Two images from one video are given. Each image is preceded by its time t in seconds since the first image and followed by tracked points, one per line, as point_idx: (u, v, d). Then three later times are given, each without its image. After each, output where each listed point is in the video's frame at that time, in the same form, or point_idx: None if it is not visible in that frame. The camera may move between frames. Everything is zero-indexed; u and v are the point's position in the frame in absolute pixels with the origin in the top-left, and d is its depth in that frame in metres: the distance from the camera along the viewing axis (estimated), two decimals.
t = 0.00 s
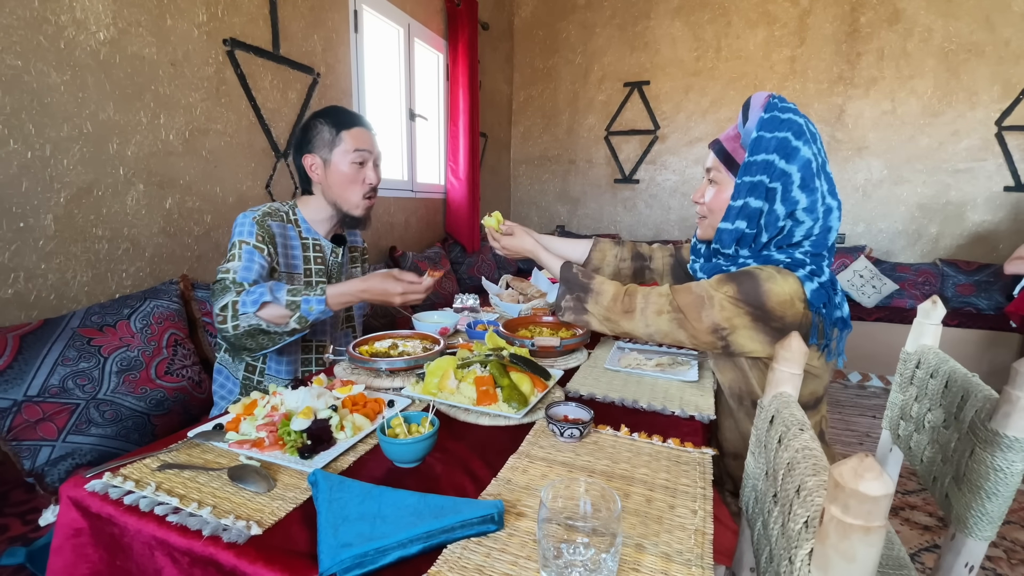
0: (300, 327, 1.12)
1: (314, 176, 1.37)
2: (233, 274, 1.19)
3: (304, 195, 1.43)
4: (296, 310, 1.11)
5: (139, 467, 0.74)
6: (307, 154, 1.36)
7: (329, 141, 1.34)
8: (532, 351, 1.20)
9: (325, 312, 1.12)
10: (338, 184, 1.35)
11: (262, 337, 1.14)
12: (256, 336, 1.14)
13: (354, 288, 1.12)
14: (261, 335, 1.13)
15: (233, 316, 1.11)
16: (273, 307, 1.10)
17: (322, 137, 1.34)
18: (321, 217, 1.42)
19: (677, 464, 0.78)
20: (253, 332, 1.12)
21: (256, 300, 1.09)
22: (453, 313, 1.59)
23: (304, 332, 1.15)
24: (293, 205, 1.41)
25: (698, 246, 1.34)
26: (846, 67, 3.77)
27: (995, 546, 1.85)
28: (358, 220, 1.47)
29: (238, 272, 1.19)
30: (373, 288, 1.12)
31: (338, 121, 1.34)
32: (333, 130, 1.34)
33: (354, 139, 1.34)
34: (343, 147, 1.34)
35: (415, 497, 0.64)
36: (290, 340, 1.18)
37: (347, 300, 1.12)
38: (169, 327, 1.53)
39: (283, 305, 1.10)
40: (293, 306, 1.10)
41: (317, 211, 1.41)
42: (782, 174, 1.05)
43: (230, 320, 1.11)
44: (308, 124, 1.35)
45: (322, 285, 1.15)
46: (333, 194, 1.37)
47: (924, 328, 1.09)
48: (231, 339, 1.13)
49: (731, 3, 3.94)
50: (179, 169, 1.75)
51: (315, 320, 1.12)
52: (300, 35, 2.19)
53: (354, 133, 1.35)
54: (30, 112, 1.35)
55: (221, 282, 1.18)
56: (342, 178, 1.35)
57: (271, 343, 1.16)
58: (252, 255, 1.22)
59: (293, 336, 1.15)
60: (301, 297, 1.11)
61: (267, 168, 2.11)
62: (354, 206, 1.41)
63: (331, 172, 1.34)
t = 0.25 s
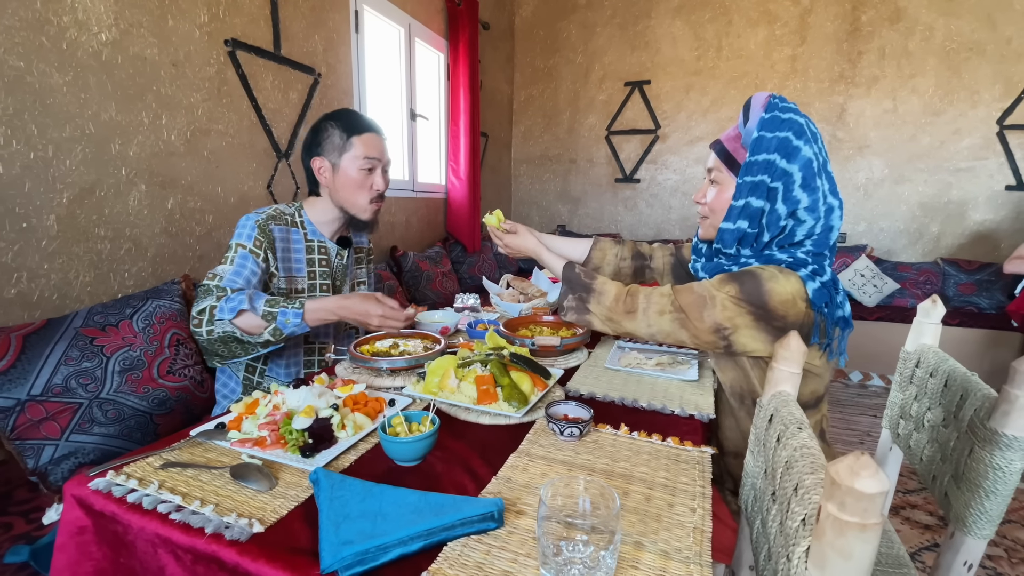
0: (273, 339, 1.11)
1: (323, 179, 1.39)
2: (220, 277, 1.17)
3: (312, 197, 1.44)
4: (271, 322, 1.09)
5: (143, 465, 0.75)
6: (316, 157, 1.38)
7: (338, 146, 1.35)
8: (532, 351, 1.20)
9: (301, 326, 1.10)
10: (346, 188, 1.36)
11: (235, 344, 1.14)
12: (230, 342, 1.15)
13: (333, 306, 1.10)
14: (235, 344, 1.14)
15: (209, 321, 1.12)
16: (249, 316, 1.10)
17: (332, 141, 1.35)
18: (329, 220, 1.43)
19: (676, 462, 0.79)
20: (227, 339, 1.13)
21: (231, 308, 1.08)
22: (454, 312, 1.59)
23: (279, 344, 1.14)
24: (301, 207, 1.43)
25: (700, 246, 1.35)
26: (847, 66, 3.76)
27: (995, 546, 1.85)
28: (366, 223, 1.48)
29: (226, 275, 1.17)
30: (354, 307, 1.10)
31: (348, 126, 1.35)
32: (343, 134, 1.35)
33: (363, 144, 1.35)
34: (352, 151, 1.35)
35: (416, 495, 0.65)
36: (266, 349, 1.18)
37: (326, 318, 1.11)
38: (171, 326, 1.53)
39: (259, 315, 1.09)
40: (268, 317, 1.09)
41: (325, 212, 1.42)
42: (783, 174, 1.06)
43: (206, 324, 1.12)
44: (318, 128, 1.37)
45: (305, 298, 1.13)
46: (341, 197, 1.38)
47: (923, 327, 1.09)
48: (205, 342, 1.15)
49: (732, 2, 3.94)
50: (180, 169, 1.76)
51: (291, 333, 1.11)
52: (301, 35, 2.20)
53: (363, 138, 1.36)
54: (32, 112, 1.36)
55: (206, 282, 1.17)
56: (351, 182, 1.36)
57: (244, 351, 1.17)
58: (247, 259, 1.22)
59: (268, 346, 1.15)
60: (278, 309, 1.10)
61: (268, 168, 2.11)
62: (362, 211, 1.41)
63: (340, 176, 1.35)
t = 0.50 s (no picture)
0: (266, 340, 1.11)
1: (325, 181, 1.39)
2: (218, 275, 1.17)
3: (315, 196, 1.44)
4: (266, 323, 1.10)
5: (146, 464, 0.75)
6: (322, 158, 1.37)
7: (344, 152, 1.34)
8: (534, 350, 1.21)
9: (295, 330, 1.11)
10: (344, 194, 1.36)
11: (227, 345, 1.14)
12: (223, 342, 1.14)
13: (325, 316, 1.09)
14: (228, 346, 1.14)
15: (203, 319, 1.11)
16: (245, 315, 1.10)
17: (340, 147, 1.34)
18: (327, 223, 1.43)
19: (677, 461, 0.79)
20: (220, 339, 1.12)
21: (226, 307, 1.08)
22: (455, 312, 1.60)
23: (272, 346, 1.14)
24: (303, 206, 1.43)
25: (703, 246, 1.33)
26: (848, 65, 3.76)
27: (996, 545, 1.85)
28: (361, 229, 1.47)
29: (224, 275, 1.17)
30: (346, 318, 1.09)
31: (359, 134, 1.34)
32: (353, 142, 1.33)
33: (369, 156, 1.33)
34: (357, 160, 1.33)
35: (418, 493, 0.65)
36: (258, 353, 1.18)
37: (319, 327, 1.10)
38: (173, 326, 1.54)
39: (254, 316, 1.10)
40: (263, 318, 1.10)
41: (323, 216, 1.41)
42: (784, 171, 1.04)
43: (200, 323, 1.11)
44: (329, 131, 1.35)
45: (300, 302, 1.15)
46: (338, 201, 1.38)
47: (924, 326, 1.09)
48: (198, 341, 1.14)
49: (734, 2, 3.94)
50: (182, 169, 1.76)
51: (284, 335, 1.11)
52: (302, 35, 2.20)
53: (371, 149, 1.34)
54: (35, 113, 1.37)
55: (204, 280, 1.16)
56: (351, 190, 1.35)
57: (235, 353, 1.16)
58: (249, 259, 1.22)
59: (259, 350, 1.15)
60: (272, 312, 1.10)
61: (270, 168, 2.12)
62: (358, 217, 1.41)
63: (341, 182, 1.35)
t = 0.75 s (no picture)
0: (269, 344, 1.11)
1: (334, 182, 1.39)
2: (223, 279, 1.18)
3: (323, 200, 1.44)
4: (271, 327, 1.11)
5: (148, 463, 0.75)
6: (327, 160, 1.37)
7: (350, 150, 1.34)
8: (535, 349, 1.21)
9: (299, 335, 1.11)
10: (357, 194, 1.36)
11: (230, 349, 1.14)
12: (225, 346, 1.14)
13: (326, 317, 1.10)
14: (231, 348, 1.14)
15: (207, 322, 1.11)
16: (249, 319, 1.10)
17: (344, 146, 1.34)
18: (339, 224, 1.43)
19: (678, 459, 0.79)
20: (222, 342, 1.12)
21: (231, 310, 1.09)
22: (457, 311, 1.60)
23: (275, 351, 1.13)
24: (312, 210, 1.42)
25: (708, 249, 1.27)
26: (850, 64, 3.75)
27: (998, 544, 1.85)
28: (376, 226, 1.48)
29: (229, 278, 1.18)
30: (347, 322, 1.09)
31: (361, 131, 1.35)
32: (357, 139, 1.34)
33: (376, 149, 1.34)
34: (365, 155, 1.34)
35: (419, 491, 0.65)
36: (260, 358, 1.17)
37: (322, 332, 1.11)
38: (175, 326, 1.54)
39: (260, 319, 1.11)
40: (268, 322, 1.10)
41: (339, 215, 1.42)
42: (786, 170, 1.00)
43: (203, 325, 1.11)
44: (330, 132, 1.36)
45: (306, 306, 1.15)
46: (352, 199, 1.38)
47: (925, 325, 1.09)
48: (201, 343, 1.14)
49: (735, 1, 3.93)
50: (185, 169, 1.77)
51: (286, 339, 1.11)
52: (303, 35, 2.20)
53: (377, 143, 1.35)
54: (38, 113, 1.37)
55: (209, 283, 1.17)
56: (363, 188, 1.36)
57: (237, 357, 1.16)
58: (254, 262, 1.22)
59: (262, 354, 1.14)
60: (278, 315, 1.11)
61: (271, 168, 2.12)
62: (373, 215, 1.42)
63: (352, 182, 1.35)
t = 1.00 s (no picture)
0: (269, 345, 1.11)
1: (342, 183, 1.39)
2: (225, 280, 1.17)
3: (331, 201, 1.44)
4: (271, 326, 1.11)
5: (151, 461, 0.76)
6: (335, 161, 1.37)
7: (359, 149, 1.35)
8: (536, 348, 1.21)
9: (298, 335, 1.11)
10: (367, 193, 1.37)
11: (229, 351, 1.14)
12: (225, 348, 1.14)
13: (326, 316, 1.11)
14: (230, 352, 1.15)
15: (207, 324, 1.11)
16: (250, 319, 1.11)
17: (352, 146, 1.35)
18: (348, 225, 1.43)
19: (679, 458, 0.79)
20: (221, 344, 1.13)
21: (232, 311, 1.09)
22: (458, 310, 1.60)
23: (274, 353, 1.14)
24: (321, 210, 1.42)
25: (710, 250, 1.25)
26: (851, 63, 3.75)
27: (999, 543, 1.85)
28: (385, 226, 1.48)
29: (232, 280, 1.17)
30: (344, 321, 1.10)
31: (369, 130, 1.36)
32: (365, 139, 1.35)
33: (385, 147, 1.36)
34: (374, 154, 1.35)
35: (421, 489, 0.65)
36: (259, 361, 1.17)
37: (320, 330, 1.11)
38: (177, 325, 1.55)
39: (260, 318, 1.11)
40: (269, 321, 1.11)
41: (348, 215, 1.42)
42: (787, 171, 0.97)
43: (203, 327, 1.12)
44: (337, 133, 1.37)
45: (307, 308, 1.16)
46: (362, 199, 1.38)
47: (926, 324, 1.09)
48: (200, 345, 1.14)
49: None
50: (186, 169, 1.77)
51: (286, 340, 1.11)
52: (304, 35, 2.21)
53: (385, 141, 1.36)
54: (40, 113, 1.38)
55: (211, 285, 1.16)
56: (373, 187, 1.36)
57: (236, 360, 1.16)
58: (259, 265, 1.22)
59: (261, 357, 1.15)
60: (278, 315, 1.12)
61: (273, 168, 2.13)
62: (382, 214, 1.43)
63: (362, 181, 1.36)
